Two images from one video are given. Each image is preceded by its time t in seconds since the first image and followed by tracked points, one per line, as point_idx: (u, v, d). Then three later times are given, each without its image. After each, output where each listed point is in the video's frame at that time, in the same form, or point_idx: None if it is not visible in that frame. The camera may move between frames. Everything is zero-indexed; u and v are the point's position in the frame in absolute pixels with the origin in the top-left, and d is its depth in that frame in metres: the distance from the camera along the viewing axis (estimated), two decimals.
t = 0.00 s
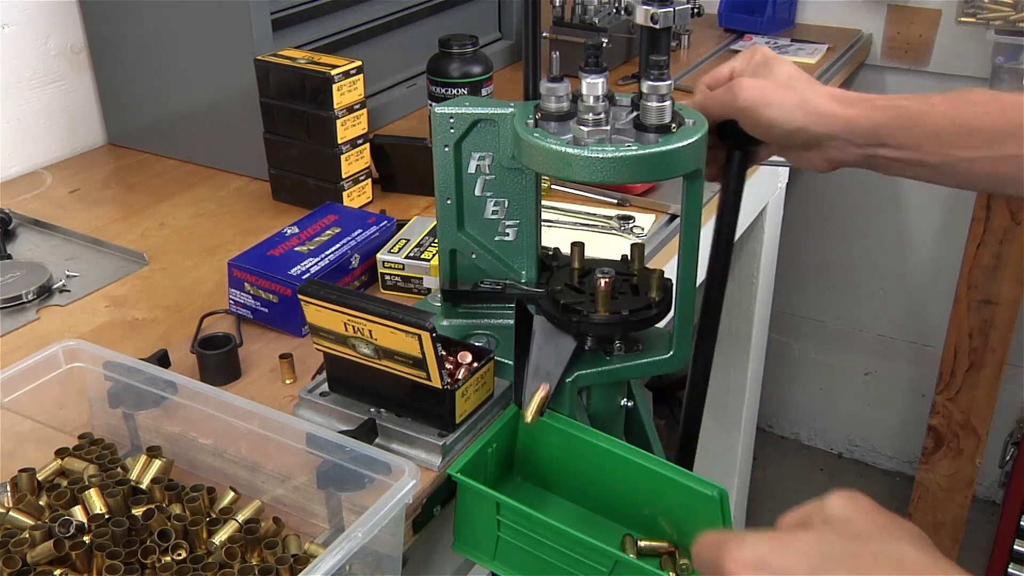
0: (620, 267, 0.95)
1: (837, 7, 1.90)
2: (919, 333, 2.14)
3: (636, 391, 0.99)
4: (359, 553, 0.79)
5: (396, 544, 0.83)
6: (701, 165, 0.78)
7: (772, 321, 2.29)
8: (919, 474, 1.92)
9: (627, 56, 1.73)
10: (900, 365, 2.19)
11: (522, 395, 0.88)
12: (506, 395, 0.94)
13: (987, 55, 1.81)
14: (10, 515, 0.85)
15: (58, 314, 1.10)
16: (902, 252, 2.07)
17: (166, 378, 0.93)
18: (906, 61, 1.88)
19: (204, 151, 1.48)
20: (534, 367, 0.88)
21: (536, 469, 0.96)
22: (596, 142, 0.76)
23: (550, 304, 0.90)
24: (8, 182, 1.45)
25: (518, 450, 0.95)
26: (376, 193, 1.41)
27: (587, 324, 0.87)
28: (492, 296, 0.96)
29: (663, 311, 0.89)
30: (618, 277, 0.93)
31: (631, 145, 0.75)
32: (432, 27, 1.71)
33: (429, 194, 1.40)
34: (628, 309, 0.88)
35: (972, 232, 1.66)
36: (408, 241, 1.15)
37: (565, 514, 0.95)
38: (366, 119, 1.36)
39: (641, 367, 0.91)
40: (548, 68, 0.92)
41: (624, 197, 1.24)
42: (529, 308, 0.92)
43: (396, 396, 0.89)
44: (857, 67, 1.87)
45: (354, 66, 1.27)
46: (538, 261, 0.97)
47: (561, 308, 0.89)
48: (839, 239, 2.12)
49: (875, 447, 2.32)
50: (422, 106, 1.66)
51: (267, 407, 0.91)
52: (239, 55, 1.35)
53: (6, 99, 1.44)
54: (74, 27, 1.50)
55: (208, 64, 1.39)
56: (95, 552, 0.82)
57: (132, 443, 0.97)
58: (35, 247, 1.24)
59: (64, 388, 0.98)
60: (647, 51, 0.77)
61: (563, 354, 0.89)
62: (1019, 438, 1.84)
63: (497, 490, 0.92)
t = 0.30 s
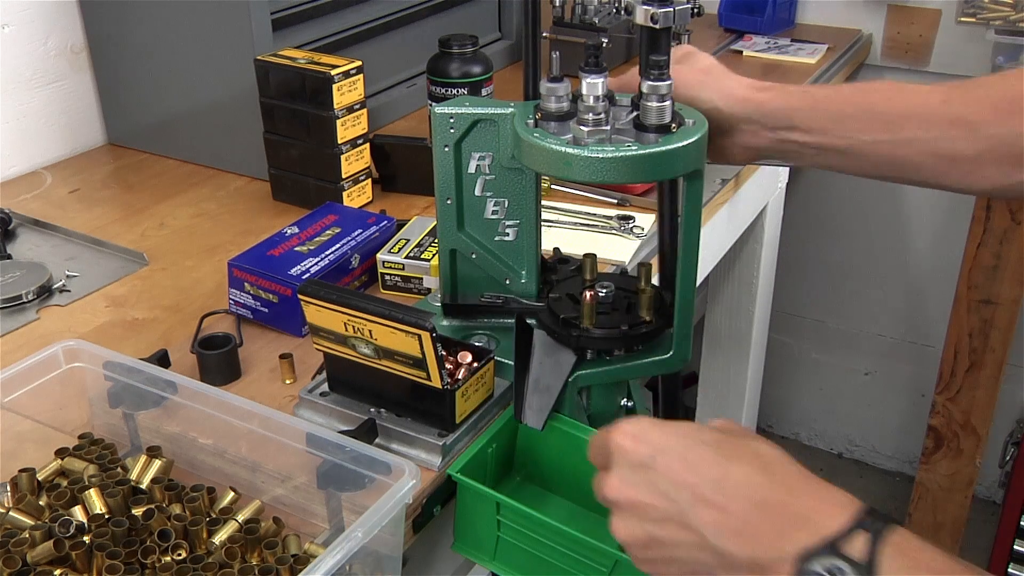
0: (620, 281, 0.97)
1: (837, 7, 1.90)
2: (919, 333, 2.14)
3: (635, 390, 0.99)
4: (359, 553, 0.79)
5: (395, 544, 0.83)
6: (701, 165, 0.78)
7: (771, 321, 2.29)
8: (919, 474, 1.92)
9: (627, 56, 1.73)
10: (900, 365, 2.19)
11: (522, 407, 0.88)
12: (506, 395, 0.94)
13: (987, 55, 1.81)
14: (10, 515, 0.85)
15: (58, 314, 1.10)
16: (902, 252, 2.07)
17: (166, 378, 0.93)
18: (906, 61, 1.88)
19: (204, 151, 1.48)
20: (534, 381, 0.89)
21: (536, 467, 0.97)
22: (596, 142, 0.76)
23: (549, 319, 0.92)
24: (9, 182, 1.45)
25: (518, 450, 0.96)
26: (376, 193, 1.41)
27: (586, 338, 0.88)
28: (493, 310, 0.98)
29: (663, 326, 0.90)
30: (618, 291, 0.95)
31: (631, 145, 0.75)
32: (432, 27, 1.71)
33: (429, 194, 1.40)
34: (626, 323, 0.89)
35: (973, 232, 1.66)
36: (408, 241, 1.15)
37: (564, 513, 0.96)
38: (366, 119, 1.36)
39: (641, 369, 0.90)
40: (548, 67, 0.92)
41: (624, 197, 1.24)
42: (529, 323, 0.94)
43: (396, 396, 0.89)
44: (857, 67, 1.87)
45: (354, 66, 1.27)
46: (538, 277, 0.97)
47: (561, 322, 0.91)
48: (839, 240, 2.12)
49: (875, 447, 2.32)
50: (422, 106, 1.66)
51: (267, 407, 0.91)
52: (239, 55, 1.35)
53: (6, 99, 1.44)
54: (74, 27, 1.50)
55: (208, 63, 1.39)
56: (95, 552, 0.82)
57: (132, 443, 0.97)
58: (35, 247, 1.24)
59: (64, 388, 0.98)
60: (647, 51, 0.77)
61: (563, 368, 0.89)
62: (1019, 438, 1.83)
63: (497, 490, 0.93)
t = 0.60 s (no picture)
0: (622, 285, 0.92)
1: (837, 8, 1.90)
2: (919, 333, 2.13)
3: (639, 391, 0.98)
4: (359, 553, 0.79)
5: (395, 544, 0.83)
6: (701, 165, 0.78)
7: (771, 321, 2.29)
8: (920, 474, 1.92)
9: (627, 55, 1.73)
10: (900, 364, 2.19)
11: (521, 414, 0.86)
12: (505, 395, 0.94)
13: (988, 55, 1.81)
14: (10, 515, 0.85)
15: (58, 314, 1.10)
16: (902, 253, 2.07)
17: (166, 378, 0.93)
18: (906, 61, 1.88)
19: (203, 151, 1.48)
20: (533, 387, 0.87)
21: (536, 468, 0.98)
22: (596, 142, 0.76)
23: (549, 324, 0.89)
24: (9, 182, 1.45)
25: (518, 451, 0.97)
26: (376, 193, 1.41)
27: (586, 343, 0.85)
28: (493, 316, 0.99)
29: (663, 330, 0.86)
30: (619, 296, 0.91)
31: (631, 145, 0.75)
32: (432, 27, 1.71)
33: (429, 194, 1.40)
34: (626, 329, 0.85)
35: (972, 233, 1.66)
36: (408, 241, 1.15)
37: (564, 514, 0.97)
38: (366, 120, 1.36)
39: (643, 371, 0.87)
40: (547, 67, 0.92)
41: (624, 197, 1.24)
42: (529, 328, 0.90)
43: (396, 396, 0.89)
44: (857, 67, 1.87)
45: (354, 66, 1.27)
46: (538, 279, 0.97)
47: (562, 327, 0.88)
48: (839, 240, 2.12)
49: (875, 447, 2.32)
50: (422, 106, 1.66)
51: (267, 407, 0.91)
52: (239, 55, 1.35)
53: (6, 99, 1.44)
54: (74, 27, 1.50)
55: (208, 63, 1.39)
56: (95, 552, 0.82)
57: (132, 443, 0.97)
58: (35, 247, 1.24)
59: (64, 388, 0.98)
60: (647, 50, 0.77)
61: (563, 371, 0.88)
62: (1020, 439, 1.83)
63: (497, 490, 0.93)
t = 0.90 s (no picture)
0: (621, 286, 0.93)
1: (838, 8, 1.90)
2: (919, 333, 2.13)
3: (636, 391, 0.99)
4: (359, 553, 0.79)
5: (395, 544, 0.83)
6: (701, 165, 0.78)
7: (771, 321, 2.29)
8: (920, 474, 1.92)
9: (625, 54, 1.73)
10: (899, 364, 2.19)
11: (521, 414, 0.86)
12: (505, 395, 0.94)
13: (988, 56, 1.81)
14: (10, 515, 0.85)
15: (58, 314, 1.10)
16: (902, 252, 2.07)
17: (165, 378, 0.93)
18: (906, 61, 1.88)
19: (203, 151, 1.48)
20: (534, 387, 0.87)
21: (536, 468, 0.98)
22: (596, 142, 0.76)
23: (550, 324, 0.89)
24: (9, 182, 1.45)
25: (518, 450, 0.97)
26: (376, 193, 1.41)
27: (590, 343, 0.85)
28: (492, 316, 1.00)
29: (665, 331, 0.88)
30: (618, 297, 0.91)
31: (631, 145, 0.75)
32: (432, 27, 1.71)
33: (429, 194, 1.40)
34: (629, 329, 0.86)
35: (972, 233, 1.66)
36: (408, 241, 1.15)
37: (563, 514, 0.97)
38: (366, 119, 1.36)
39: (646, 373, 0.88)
40: (547, 67, 0.92)
41: (624, 197, 1.24)
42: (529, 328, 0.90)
43: (396, 396, 0.89)
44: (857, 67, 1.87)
45: (354, 65, 1.27)
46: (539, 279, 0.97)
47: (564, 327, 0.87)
48: (839, 240, 2.12)
49: (875, 446, 2.32)
50: (422, 105, 1.66)
51: (267, 407, 0.91)
52: (239, 55, 1.35)
53: (6, 99, 1.44)
54: (74, 27, 1.50)
55: (208, 63, 1.39)
56: (95, 552, 0.82)
57: (132, 443, 0.97)
58: (35, 247, 1.24)
59: (64, 388, 0.98)
60: (647, 50, 0.77)
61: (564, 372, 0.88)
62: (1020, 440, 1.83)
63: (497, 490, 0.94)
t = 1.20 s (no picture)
0: (621, 286, 0.93)
1: (838, 8, 1.90)
2: (919, 333, 2.13)
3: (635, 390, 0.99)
4: (359, 553, 0.79)
5: (395, 544, 0.83)
6: (701, 165, 0.78)
7: (771, 321, 2.29)
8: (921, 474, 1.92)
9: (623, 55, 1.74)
10: (899, 364, 2.19)
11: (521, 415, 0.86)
12: (505, 395, 0.94)
13: (987, 55, 1.80)
14: (10, 515, 0.85)
15: (58, 314, 1.10)
16: (902, 253, 2.07)
17: (165, 378, 0.93)
18: (906, 61, 1.88)
19: (203, 151, 1.48)
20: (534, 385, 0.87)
21: (535, 467, 0.98)
22: (596, 142, 0.76)
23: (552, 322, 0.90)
24: (9, 182, 1.45)
25: (518, 450, 0.97)
26: (376, 193, 1.41)
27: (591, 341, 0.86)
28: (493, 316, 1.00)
29: (664, 330, 0.88)
30: (618, 296, 0.91)
31: (631, 145, 0.75)
32: (432, 27, 1.71)
33: (429, 194, 1.40)
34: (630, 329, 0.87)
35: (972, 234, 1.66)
36: (408, 241, 1.15)
37: (563, 513, 0.97)
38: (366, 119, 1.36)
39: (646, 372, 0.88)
40: (547, 67, 0.92)
41: (624, 197, 1.25)
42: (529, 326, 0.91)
43: (397, 396, 0.89)
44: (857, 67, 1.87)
45: (354, 66, 1.27)
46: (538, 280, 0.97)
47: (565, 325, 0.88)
48: (839, 240, 2.12)
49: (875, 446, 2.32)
50: (422, 105, 1.66)
51: (267, 407, 0.91)
52: (239, 55, 1.35)
53: (7, 99, 1.44)
54: (74, 27, 1.50)
55: (207, 63, 1.39)
56: (95, 552, 0.82)
57: (132, 443, 0.97)
58: (35, 247, 1.24)
59: (64, 388, 0.98)
60: (647, 50, 0.77)
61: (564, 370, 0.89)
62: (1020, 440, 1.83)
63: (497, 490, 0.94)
